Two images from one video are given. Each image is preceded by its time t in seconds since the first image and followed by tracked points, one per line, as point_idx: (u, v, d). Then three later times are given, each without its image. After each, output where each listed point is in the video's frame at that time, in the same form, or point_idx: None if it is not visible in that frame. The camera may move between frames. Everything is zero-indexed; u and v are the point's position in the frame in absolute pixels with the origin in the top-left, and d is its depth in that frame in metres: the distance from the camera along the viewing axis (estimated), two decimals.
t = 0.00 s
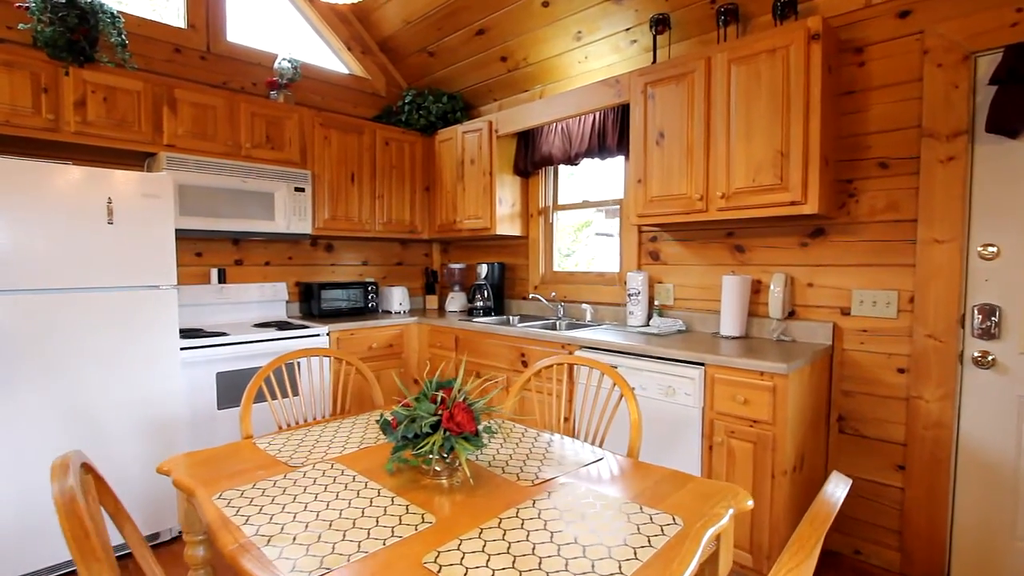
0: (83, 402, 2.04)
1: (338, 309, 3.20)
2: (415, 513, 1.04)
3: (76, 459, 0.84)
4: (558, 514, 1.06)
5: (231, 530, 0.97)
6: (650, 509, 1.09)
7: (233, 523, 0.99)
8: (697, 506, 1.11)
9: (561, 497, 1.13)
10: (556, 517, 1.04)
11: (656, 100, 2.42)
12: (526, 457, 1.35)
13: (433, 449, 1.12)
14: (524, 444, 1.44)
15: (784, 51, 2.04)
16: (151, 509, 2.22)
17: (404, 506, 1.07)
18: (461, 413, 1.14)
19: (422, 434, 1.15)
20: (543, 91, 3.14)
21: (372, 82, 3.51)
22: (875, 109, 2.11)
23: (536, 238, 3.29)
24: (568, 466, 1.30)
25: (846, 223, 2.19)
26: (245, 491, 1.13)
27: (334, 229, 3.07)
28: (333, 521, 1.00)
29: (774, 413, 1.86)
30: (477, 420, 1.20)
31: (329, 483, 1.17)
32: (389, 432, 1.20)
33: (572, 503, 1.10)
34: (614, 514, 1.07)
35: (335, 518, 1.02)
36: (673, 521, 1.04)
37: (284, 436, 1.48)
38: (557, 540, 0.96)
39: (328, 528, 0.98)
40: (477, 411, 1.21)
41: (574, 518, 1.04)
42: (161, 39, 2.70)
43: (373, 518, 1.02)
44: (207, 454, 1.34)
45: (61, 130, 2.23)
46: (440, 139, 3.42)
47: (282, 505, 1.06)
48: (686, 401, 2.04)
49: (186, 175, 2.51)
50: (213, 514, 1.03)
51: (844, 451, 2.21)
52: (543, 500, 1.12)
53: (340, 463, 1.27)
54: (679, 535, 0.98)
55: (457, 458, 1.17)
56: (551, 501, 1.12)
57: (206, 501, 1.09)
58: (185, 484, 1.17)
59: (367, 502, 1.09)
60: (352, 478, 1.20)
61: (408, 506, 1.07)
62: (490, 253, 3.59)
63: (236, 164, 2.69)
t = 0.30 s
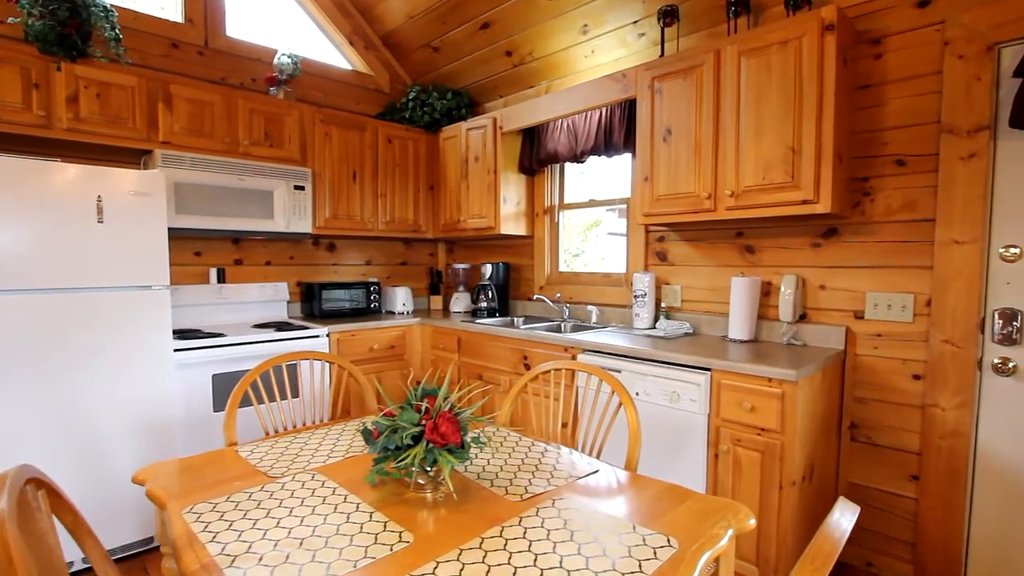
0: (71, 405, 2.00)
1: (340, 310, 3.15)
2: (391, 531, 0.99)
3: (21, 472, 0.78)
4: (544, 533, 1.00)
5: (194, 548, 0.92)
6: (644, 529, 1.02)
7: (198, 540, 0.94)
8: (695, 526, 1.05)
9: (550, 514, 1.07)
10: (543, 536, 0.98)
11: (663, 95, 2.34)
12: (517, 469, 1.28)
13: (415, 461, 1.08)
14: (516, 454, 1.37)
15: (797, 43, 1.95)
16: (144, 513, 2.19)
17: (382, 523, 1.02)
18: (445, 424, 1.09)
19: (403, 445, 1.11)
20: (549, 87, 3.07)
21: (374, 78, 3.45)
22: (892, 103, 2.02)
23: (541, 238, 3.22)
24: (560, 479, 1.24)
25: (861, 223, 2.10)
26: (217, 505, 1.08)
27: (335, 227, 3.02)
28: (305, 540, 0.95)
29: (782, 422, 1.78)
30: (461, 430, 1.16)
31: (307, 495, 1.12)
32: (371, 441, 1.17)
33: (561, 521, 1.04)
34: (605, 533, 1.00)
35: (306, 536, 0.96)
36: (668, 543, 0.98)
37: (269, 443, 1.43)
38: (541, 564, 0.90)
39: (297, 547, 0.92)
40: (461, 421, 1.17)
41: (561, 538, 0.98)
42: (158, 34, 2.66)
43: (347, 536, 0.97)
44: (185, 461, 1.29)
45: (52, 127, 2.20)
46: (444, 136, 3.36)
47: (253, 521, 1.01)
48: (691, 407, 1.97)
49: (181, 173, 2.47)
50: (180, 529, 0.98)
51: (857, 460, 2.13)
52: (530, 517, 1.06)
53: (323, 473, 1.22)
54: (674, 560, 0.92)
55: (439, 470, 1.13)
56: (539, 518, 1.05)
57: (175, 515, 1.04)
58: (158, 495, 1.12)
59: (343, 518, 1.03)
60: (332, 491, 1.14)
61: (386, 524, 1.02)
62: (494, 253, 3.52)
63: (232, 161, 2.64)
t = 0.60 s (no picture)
0: (65, 406, 2.01)
1: (343, 310, 3.11)
2: (362, 553, 0.95)
3: None
4: (526, 558, 0.95)
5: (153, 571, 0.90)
6: (633, 554, 0.96)
7: (157, 562, 0.92)
8: (690, 552, 0.98)
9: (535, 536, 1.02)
10: (524, 562, 0.93)
11: (671, 89, 2.25)
12: (505, 484, 1.26)
13: (392, 478, 1.05)
14: (506, 467, 1.35)
15: (812, 33, 1.86)
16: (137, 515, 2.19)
17: (353, 544, 0.98)
18: (425, 438, 1.06)
19: (380, 461, 1.07)
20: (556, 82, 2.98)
21: (378, 73, 3.40)
22: (913, 96, 1.91)
23: (548, 237, 3.15)
24: (550, 496, 1.20)
25: (879, 222, 1.99)
26: (184, 521, 1.07)
27: (337, 226, 2.98)
28: (267, 562, 0.92)
29: (792, 432, 1.70)
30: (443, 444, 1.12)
31: (281, 512, 1.10)
32: (349, 454, 1.13)
33: (545, 544, 0.99)
34: (590, 558, 0.95)
35: (269, 557, 0.94)
36: (658, 572, 0.91)
37: (249, 452, 1.44)
38: None
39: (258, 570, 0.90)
40: (443, 434, 1.14)
41: (543, 564, 0.93)
42: (156, 29, 2.64)
43: (313, 558, 0.93)
44: (158, 473, 1.30)
45: (45, 123, 2.18)
46: (449, 133, 3.29)
47: (219, 540, 0.99)
48: (697, 415, 1.89)
49: (178, 171, 2.44)
50: (143, 548, 0.98)
51: (871, 471, 2.04)
52: (513, 539, 1.01)
53: (300, 488, 1.22)
54: None
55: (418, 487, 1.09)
56: (523, 540, 1.00)
57: (141, 533, 1.04)
58: (126, 509, 1.14)
59: (313, 537, 1.00)
60: (307, 506, 1.13)
61: (358, 545, 0.98)
62: (500, 252, 3.46)
63: (231, 158, 2.61)
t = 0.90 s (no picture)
0: (62, 408, 2.01)
1: (347, 311, 3.09)
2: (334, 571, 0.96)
3: None
4: None
5: None
6: None
7: None
8: None
9: (519, 558, 0.99)
10: None
11: (678, 83, 2.18)
12: (494, 497, 1.23)
13: (369, 491, 1.05)
14: (497, 479, 1.31)
15: (826, 22, 1.77)
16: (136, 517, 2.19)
17: (326, 562, 0.99)
18: (406, 450, 1.06)
19: (359, 473, 1.07)
20: (562, 78, 2.91)
21: (383, 71, 3.36)
22: (934, 88, 1.81)
23: (554, 237, 3.09)
24: (539, 510, 1.18)
25: (897, 222, 1.90)
26: (156, 534, 1.11)
27: (340, 226, 2.95)
28: None
29: (801, 442, 1.62)
30: (426, 457, 1.12)
31: (256, 525, 1.13)
32: (330, 466, 1.13)
33: (528, 567, 0.96)
34: None
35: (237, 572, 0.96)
36: None
37: (236, 459, 1.49)
38: None
39: None
40: (426, 447, 1.14)
41: None
42: (158, 28, 2.63)
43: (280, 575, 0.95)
44: (141, 482, 1.34)
45: (46, 124, 2.18)
46: (453, 131, 3.25)
47: (187, 556, 1.02)
48: (703, 422, 1.82)
49: (179, 171, 2.44)
50: (110, 561, 1.02)
51: (887, 482, 1.95)
52: (495, 560, 0.99)
53: (280, 497, 1.25)
54: None
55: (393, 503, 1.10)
56: (506, 562, 0.98)
57: (112, 544, 1.08)
58: (102, 519, 1.18)
59: (283, 553, 1.03)
60: (284, 519, 1.16)
61: (331, 563, 0.99)
62: (506, 252, 3.40)
63: (232, 158, 2.59)
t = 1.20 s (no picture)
0: (64, 408, 2.02)
1: (351, 312, 3.07)
2: None
3: None
4: None
5: None
6: None
7: None
8: None
9: None
10: None
11: (685, 79, 2.11)
12: (482, 509, 1.18)
13: (347, 504, 1.01)
14: (487, 490, 1.27)
15: (839, 12, 1.69)
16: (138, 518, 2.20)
17: None
18: (388, 462, 1.01)
19: (337, 484, 1.04)
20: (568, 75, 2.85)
21: (388, 71, 3.34)
22: (955, 80, 1.72)
23: (559, 238, 3.03)
24: (528, 525, 1.13)
25: (916, 221, 1.80)
26: (134, 543, 1.08)
27: (344, 227, 2.93)
28: None
29: (811, 453, 1.54)
30: (410, 468, 1.07)
31: (236, 534, 1.11)
32: (310, 475, 1.10)
33: None
34: None
35: None
36: None
37: (226, 463, 1.47)
38: None
39: None
40: (411, 458, 1.09)
41: None
42: (164, 31, 2.64)
43: None
44: (128, 487, 1.32)
45: (53, 127, 2.20)
46: (458, 130, 3.21)
47: (165, 565, 1.00)
48: (708, 430, 1.74)
49: (183, 173, 2.44)
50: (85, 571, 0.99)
51: (904, 494, 1.85)
52: None
53: (264, 506, 1.22)
54: None
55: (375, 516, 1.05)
56: None
57: (90, 552, 1.05)
58: (84, 525, 1.15)
59: (260, 566, 1.00)
60: (265, 530, 1.13)
61: None
62: (511, 253, 3.35)
63: (236, 160, 2.59)
